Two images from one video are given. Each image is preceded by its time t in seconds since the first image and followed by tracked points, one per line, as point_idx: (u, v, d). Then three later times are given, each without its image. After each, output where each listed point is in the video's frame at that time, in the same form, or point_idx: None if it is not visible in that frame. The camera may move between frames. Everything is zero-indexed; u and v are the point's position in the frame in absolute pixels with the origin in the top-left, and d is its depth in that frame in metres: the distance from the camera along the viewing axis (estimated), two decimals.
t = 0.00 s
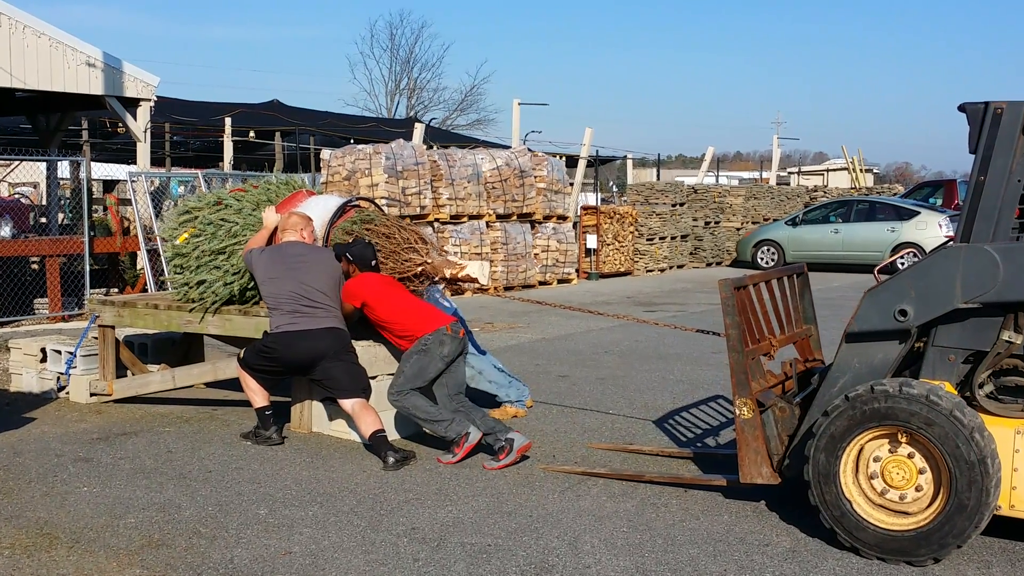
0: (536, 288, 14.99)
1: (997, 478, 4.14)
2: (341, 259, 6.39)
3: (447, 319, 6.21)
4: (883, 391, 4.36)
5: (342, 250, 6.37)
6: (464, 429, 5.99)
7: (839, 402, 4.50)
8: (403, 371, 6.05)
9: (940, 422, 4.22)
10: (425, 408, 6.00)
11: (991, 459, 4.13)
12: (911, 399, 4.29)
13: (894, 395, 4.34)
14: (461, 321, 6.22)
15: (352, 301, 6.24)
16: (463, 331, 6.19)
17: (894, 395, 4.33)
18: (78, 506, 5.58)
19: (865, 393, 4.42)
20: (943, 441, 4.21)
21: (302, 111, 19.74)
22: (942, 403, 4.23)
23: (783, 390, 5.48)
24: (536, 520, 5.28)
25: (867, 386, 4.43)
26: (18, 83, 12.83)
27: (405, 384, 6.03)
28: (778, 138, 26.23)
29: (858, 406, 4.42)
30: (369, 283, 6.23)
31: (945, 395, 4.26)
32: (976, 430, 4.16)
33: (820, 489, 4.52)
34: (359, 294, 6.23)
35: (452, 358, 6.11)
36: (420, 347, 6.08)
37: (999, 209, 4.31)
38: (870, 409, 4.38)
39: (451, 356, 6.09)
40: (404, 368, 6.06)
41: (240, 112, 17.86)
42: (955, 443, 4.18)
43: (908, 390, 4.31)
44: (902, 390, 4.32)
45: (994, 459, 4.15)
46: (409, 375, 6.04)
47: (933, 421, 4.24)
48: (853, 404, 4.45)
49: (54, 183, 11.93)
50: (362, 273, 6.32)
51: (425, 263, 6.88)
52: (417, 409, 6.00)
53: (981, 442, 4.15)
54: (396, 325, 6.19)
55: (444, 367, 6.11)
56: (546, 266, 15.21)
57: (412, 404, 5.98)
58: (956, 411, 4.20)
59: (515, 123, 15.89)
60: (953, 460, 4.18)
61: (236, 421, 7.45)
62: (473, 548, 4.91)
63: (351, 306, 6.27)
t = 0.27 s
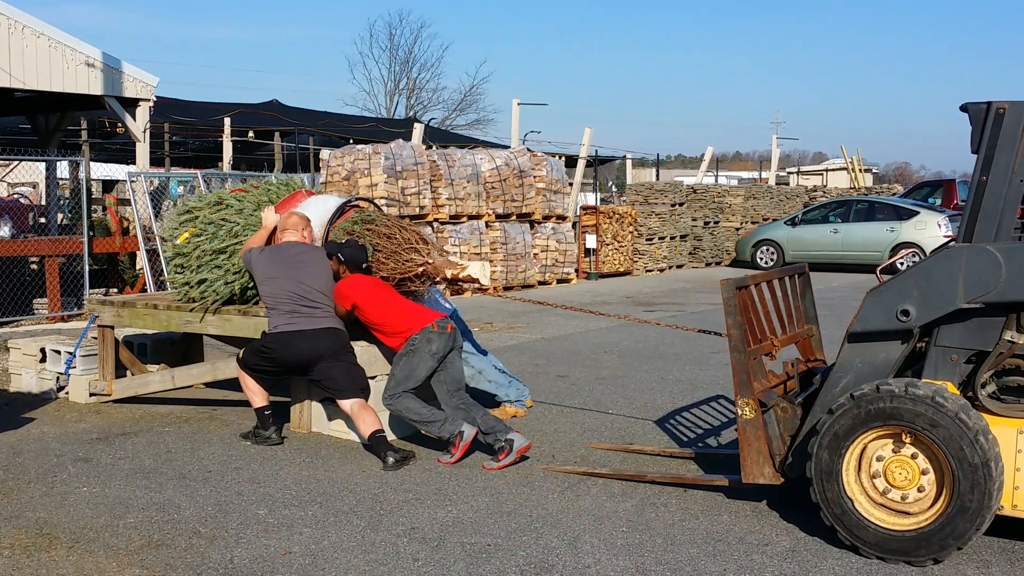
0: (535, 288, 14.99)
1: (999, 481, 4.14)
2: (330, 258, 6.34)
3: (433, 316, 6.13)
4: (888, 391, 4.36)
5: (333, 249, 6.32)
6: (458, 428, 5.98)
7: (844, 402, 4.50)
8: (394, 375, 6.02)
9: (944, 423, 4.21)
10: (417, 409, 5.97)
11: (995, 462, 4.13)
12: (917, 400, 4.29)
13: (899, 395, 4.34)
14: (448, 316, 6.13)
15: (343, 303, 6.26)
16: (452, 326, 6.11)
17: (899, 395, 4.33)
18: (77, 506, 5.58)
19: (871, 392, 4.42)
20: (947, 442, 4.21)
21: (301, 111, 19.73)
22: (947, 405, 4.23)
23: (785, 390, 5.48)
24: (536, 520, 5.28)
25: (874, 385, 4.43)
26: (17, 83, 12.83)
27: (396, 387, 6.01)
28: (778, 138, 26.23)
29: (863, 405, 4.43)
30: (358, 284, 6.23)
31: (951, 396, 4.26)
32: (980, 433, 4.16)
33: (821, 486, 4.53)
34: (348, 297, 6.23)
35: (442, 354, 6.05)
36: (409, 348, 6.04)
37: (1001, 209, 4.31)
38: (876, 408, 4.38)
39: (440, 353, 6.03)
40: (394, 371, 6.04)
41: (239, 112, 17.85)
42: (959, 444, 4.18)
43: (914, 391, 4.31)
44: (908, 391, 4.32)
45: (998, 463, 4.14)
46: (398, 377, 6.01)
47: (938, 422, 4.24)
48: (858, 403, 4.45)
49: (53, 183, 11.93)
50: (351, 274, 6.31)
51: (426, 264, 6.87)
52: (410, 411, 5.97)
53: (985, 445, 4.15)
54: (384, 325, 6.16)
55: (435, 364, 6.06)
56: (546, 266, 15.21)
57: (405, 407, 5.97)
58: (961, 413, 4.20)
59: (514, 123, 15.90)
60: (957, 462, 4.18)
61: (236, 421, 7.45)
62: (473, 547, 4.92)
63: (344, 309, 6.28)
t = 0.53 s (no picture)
0: (536, 288, 14.99)
1: (1003, 485, 4.13)
2: (330, 258, 6.30)
3: (431, 320, 6.15)
4: (895, 392, 4.35)
5: (333, 248, 6.28)
6: (458, 428, 5.96)
7: (850, 400, 4.49)
8: (392, 379, 6.02)
9: (950, 426, 4.20)
10: (416, 412, 5.96)
11: (999, 466, 4.12)
12: (923, 402, 4.27)
13: (906, 396, 4.32)
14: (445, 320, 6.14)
15: (341, 304, 6.26)
16: (448, 329, 6.11)
17: (905, 396, 4.32)
18: (78, 507, 5.58)
19: (877, 392, 4.41)
20: (952, 445, 4.20)
21: (302, 112, 19.74)
22: (954, 407, 4.21)
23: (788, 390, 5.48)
24: (536, 520, 5.28)
25: (880, 385, 4.42)
26: (18, 84, 12.86)
27: (394, 391, 6.01)
28: (778, 138, 26.21)
29: (869, 405, 4.41)
30: (356, 285, 6.25)
31: (957, 399, 4.24)
32: (986, 436, 4.16)
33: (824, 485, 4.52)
34: (347, 297, 6.25)
35: (439, 357, 6.05)
36: (405, 352, 6.05)
37: (1004, 210, 4.32)
38: (881, 408, 4.36)
39: (438, 356, 6.03)
40: (392, 374, 6.04)
41: (240, 112, 17.86)
42: (964, 447, 4.17)
43: (921, 392, 4.30)
44: (915, 392, 4.31)
45: (1003, 466, 4.14)
46: (396, 381, 6.01)
47: (944, 425, 4.22)
48: (864, 403, 4.44)
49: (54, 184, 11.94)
50: (350, 274, 6.32)
51: (429, 264, 6.84)
52: (408, 414, 5.97)
53: (990, 448, 4.14)
54: (381, 326, 6.17)
55: (433, 367, 6.04)
56: (546, 266, 15.21)
57: (403, 410, 5.96)
58: (967, 416, 4.19)
59: (515, 123, 15.90)
60: (961, 464, 4.17)
61: (236, 421, 7.45)
62: (473, 548, 4.92)
63: (341, 310, 6.29)
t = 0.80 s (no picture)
0: (536, 290, 15.00)
1: (1006, 490, 4.12)
2: (329, 261, 6.28)
3: (430, 323, 6.15)
4: (901, 394, 4.32)
5: (335, 251, 6.26)
6: (458, 430, 5.95)
7: (855, 401, 4.47)
8: (392, 382, 6.03)
9: (955, 429, 4.18)
10: (416, 415, 5.96)
11: (1003, 471, 4.11)
12: (929, 405, 4.25)
13: (912, 398, 4.29)
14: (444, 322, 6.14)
15: (340, 307, 6.24)
16: (447, 331, 6.12)
17: (911, 398, 4.29)
18: (79, 510, 5.59)
19: (883, 393, 4.38)
20: (957, 449, 4.18)
21: (302, 115, 19.75)
22: (960, 411, 4.19)
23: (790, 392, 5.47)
24: (536, 522, 5.28)
25: (886, 386, 4.40)
26: (16, 87, 12.90)
27: (394, 394, 6.01)
28: (777, 140, 26.21)
29: (874, 405, 4.39)
30: (356, 288, 6.22)
31: (964, 403, 4.22)
32: (991, 441, 4.14)
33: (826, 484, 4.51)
34: (345, 300, 6.22)
35: (438, 360, 6.06)
36: (404, 356, 6.04)
37: (1006, 210, 4.32)
38: (887, 410, 4.34)
39: (437, 358, 6.04)
40: (392, 378, 6.04)
41: (240, 115, 17.87)
42: (969, 452, 4.15)
43: (927, 395, 4.27)
44: (921, 394, 4.28)
45: (1007, 471, 4.12)
46: (396, 384, 6.02)
47: (949, 428, 4.20)
48: (869, 403, 4.42)
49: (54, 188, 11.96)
50: (350, 277, 6.29)
51: (430, 267, 6.79)
52: (409, 417, 5.96)
53: (995, 453, 4.12)
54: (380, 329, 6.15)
55: (431, 371, 6.05)
56: (546, 268, 15.21)
57: (404, 414, 5.96)
58: (973, 420, 4.17)
59: (513, 125, 15.90)
60: (965, 468, 4.16)
61: (236, 424, 7.46)
62: (473, 550, 4.92)
63: (340, 313, 6.27)
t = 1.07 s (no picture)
0: (535, 290, 15.00)
1: (1010, 494, 4.12)
2: (329, 262, 6.30)
3: (431, 323, 6.15)
4: (908, 395, 4.31)
5: (334, 252, 6.27)
6: (459, 430, 5.96)
7: (862, 399, 4.45)
8: (393, 382, 6.03)
9: (962, 431, 4.17)
10: (417, 415, 5.96)
11: (1008, 475, 4.11)
12: (936, 406, 4.24)
13: (919, 399, 4.28)
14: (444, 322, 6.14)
15: (340, 307, 6.24)
16: (448, 330, 6.11)
17: (918, 398, 4.28)
18: (79, 510, 5.59)
19: (890, 393, 4.37)
20: (962, 451, 4.18)
21: (301, 115, 19.75)
22: (967, 413, 4.18)
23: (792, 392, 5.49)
24: (536, 522, 5.29)
25: (893, 386, 4.38)
26: (16, 87, 12.91)
27: (395, 394, 6.02)
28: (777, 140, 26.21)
29: (881, 405, 4.38)
30: (356, 289, 6.22)
31: (971, 405, 4.21)
32: (996, 444, 4.13)
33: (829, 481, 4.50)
34: (345, 301, 6.23)
35: (439, 360, 6.05)
36: (405, 356, 6.05)
37: (1009, 209, 4.33)
38: (893, 409, 4.33)
39: (438, 358, 6.04)
40: (393, 378, 6.04)
41: (239, 115, 17.88)
42: (974, 454, 4.15)
43: (934, 396, 4.26)
44: (928, 395, 4.27)
45: (1011, 476, 4.12)
46: (397, 384, 6.02)
47: (955, 430, 4.19)
48: (876, 402, 4.40)
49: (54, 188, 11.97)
50: (350, 277, 6.30)
51: (431, 267, 6.79)
52: (410, 417, 5.97)
53: (1000, 456, 4.12)
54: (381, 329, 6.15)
55: (433, 370, 6.05)
56: (546, 267, 15.21)
57: (405, 414, 5.96)
58: (980, 423, 4.16)
59: (513, 125, 15.90)
60: (970, 471, 4.16)
61: (236, 424, 7.46)
62: (473, 549, 4.92)
63: (340, 313, 6.28)
